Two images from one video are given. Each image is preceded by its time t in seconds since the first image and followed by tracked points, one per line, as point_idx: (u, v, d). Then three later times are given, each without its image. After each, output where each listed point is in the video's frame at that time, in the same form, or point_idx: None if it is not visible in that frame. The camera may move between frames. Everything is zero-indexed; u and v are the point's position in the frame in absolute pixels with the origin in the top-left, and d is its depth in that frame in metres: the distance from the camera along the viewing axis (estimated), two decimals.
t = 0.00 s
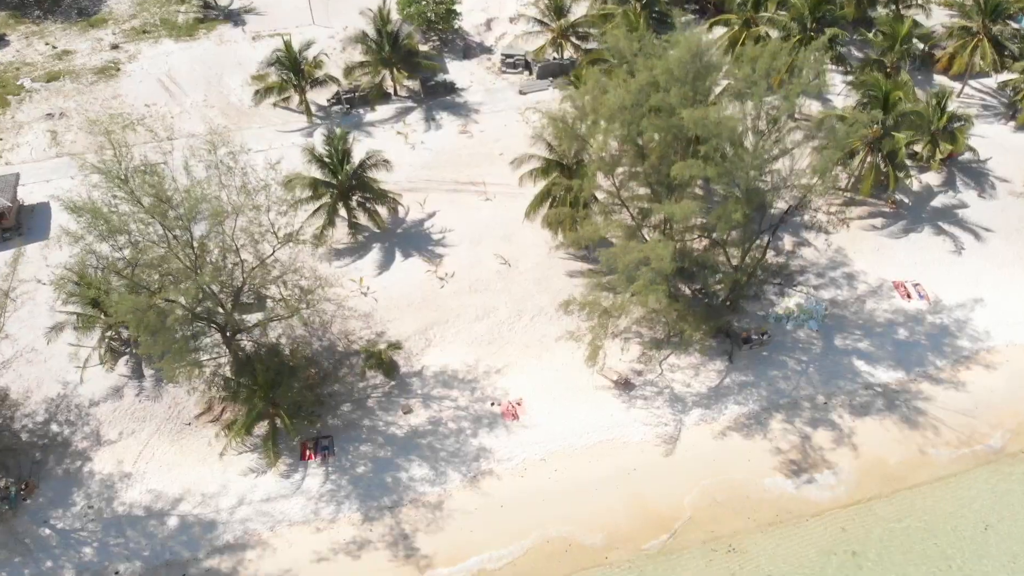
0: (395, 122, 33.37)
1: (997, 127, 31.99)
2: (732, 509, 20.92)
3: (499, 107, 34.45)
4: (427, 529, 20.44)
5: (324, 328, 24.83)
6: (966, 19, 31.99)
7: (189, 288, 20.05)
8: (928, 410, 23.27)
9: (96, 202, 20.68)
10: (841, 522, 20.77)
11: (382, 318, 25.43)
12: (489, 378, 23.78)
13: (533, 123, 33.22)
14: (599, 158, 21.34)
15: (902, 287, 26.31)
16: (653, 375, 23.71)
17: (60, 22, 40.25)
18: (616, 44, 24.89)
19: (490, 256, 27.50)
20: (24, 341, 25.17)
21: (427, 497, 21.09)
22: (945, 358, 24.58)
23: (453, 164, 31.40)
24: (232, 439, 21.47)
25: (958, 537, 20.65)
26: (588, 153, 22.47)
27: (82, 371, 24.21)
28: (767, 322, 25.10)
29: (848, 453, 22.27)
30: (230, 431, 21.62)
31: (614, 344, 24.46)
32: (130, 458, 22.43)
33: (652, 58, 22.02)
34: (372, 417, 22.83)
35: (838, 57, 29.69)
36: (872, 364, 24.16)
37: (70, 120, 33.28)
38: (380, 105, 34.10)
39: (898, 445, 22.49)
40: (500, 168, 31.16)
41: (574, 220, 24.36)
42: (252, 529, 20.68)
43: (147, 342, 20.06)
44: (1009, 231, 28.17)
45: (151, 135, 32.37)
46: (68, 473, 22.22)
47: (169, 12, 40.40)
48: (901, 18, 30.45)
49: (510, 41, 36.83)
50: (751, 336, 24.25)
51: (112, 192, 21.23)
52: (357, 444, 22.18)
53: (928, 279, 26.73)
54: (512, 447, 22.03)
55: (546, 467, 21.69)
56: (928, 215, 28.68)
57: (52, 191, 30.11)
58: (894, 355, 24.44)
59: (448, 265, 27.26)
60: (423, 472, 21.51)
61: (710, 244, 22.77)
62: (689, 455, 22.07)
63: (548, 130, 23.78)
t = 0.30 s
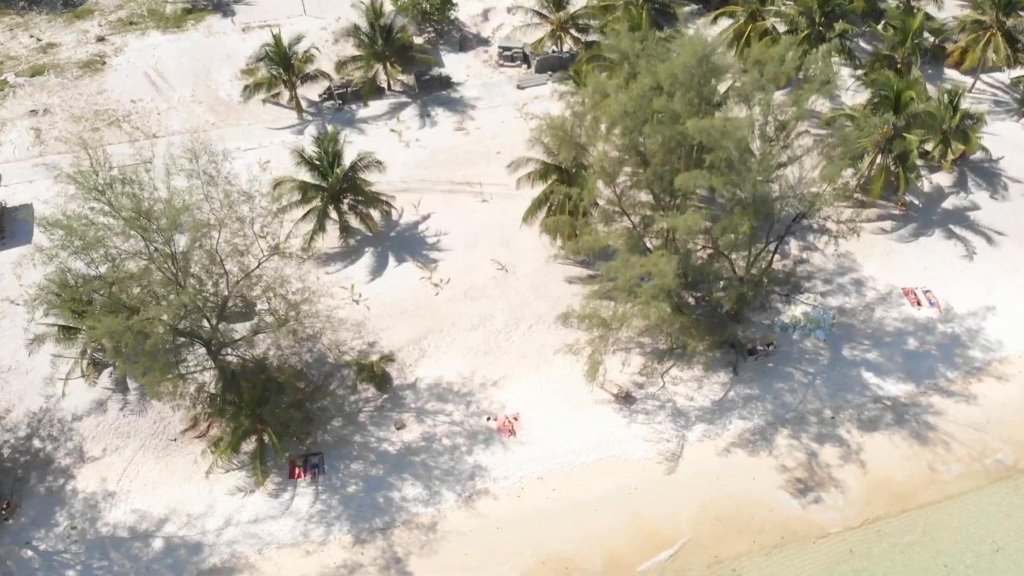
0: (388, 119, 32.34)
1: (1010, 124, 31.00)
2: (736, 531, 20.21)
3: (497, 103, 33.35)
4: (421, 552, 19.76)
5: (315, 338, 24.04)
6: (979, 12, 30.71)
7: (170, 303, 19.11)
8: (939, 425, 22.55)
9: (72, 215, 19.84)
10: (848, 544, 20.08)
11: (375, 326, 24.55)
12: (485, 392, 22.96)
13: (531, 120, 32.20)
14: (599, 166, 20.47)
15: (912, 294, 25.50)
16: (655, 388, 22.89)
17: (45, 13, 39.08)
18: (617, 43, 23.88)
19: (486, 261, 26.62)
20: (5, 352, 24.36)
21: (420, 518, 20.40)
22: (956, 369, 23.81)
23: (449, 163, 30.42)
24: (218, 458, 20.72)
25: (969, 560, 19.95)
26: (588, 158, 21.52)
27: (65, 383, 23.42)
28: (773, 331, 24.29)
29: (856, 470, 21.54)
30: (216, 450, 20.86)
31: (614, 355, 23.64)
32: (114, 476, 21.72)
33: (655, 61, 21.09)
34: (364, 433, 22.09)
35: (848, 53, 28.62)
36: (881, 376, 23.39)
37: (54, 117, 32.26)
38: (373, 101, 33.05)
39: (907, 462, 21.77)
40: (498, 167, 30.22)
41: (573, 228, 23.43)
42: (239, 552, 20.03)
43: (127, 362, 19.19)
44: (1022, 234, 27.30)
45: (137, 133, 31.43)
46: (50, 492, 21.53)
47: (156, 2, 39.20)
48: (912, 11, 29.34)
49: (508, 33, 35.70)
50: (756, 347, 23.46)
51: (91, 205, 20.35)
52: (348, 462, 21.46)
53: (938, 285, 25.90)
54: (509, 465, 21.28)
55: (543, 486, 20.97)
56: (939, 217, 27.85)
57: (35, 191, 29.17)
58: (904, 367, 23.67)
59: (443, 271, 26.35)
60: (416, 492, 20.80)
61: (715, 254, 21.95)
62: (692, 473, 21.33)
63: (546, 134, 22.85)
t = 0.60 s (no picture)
0: (382, 116, 31.35)
1: None
2: (740, 555, 19.51)
3: (493, 99, 32.31)
4: None
5: (305, 350, 23.28)
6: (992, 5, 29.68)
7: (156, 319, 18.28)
8: (949, 442, 21.85)
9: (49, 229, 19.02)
10: (855, 569, 19.41)
11: (367, 338, 23.77)
12: (481, 407, 22.21)
13: (529, 118, 31.19)
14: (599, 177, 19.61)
15: (922, 303, 24.71)
16: (657, 404, 22.12)
17: (29, 5, 37.96)
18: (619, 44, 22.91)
19: (482, 268, 25.79)
20: None
21: (413, 542, 19.74)
22: (967, 383, 23.07)
23: (444, 164, 29.50)
24: (204, 480, 20.02)
25: None
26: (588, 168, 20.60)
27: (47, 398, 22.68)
28: (779, 343, 23.53)
29: (864, 490, 20.83)
30: (202, 471, 20.14)
31: (615, 368, 22.83)
32: (98, 496, 21.04)
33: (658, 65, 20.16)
34: (355, 451, 21.38)
35: (858, 50, 27.60)
36: (890, 391, 22.66)
37: (37, 115, 31.28)
38: (366, 97, 32.03)
39: (917, 481, 21.07)
40: (495, 168, 29.30)
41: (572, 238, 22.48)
42: None
43: (107, 383, 18.46)
44: None
45: (123, 133, 30.49)
46: (33, 513, 20.89)
47: None
48: (924, 6, 28.29)
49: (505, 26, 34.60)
50: (762, 360, 22.66)
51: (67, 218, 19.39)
52: (338, 482, 20.77)
53: (949, 294, 25.09)
54: (505, 486, 20.58)
55: (541, 508, 20.28)
56: (950, 221, 26.88)
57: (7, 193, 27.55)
58: (914, 381, 22.94)
59: (437, 278, 25.53)
60: (409, 514, 20.12)
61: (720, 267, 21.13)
62: (695, 493, 20.63)
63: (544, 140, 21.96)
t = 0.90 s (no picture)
0: (375, 115, 30.37)
1: None
2: None
3: (490, 97, 31.31)
4: None
5: (296, 363, 22.58)
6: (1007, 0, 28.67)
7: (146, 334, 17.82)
8: (960, 461, 21.18)
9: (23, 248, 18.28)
10: None
11: (359, 351, 22.99)
12: (476, 425, 21.48)
13: (527, 116, 30.26)
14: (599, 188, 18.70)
15: (933, 313, 23.93)
16: (659, 421, 21.38)
17: None
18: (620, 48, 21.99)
19: (479, 276, 24.96)
20: None
21: (406, 568, 19.10)
22: (979, 398, 22.35)
23: (439, 166, 28.58)
24: (190, 505, 19.34)
25: None
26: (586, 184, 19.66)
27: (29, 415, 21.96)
28: (785, 357, 22.79)
29: (872, 511, 20.15)
30: (188, 495, 19.45)
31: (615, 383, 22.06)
32: (82, 519, 20.37)
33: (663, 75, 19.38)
34: (347, 472, 20.68)
35: (868, 48, 26.58)
36: (899, 408, 21.96)
37: (20, 114, 30.31)
38: (359, 95, 31.00)
39: (927, 503, 20.39)
40: (492, 170, 28.40)
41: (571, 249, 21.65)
42: None
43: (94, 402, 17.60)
44: None
45: (109, 134, 29.58)
46: (15, 536, 20.25)
47: None
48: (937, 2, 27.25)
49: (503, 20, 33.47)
50: (767, 375, 21.95)
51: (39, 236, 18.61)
52: (329, 504, 20.09)
53: (961, 303, 24.30)
54: (502, 509, 19.89)
55: (538, 533, 19.60)
56: (961, 226, 26.09)
57: None
58: (924, 397, 22.24)
59: (432, 287, 24.70)
60: (402, 539, 19.47)
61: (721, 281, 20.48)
62: (698, 516, 19.94)
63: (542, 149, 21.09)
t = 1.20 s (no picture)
0: (368, 115, 29.43)
1: None
2: None
3: (487, 95, 30.29)
4: None
5: (285, 379, 21.88)
6: None
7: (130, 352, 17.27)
8: (971, 482, 20.50)
9: None
10: None
11: (350, 366, 22.23)
12: (472, 444, 20.79)
13: (525, 117, 29.35)
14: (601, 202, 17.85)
15: (943, 326, 23.17)
16: (661, 441, 20.68)
17: None
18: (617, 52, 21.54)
19: (474, 286, 24.17)
20: None
21: None
22: (990, 416, 21.65)
23: (434, 169, 27.69)
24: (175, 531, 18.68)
25: None
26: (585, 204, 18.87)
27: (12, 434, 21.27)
28: (791, 373, 22.06)
29: (880, 536, 19.50)
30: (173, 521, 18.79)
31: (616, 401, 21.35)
32: (66, 543, 19.73)
33: (665, 86, 19.03)
34: (338, 494, 20.02)
35: (879, 47, 25.58)
36: (909, 426, 21.29)
37: (3, 114, 29.39)
38: (351, 93, 30.02)
39: (937, 527, 19.74)
40: (488, 173, 27.51)
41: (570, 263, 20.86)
42: None
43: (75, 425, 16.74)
44: None
45: (94, 135, 28.69)
46: None
47: None
48: None
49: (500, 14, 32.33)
50: (773, 393, 21.24)
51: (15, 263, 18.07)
52: (319, 529, 19.46)
53: (972, 315, 23.52)
54: (497, 535, 19.26)
55: (536, 560, 18.97)
56: (973, 233, 25.26)
57: None
58: (934, 415, 21.55)
59: (426, 298, 23.89)
60: (394, 566, 18.85)
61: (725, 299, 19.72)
62: (701, 542, 19.30)
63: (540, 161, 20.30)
